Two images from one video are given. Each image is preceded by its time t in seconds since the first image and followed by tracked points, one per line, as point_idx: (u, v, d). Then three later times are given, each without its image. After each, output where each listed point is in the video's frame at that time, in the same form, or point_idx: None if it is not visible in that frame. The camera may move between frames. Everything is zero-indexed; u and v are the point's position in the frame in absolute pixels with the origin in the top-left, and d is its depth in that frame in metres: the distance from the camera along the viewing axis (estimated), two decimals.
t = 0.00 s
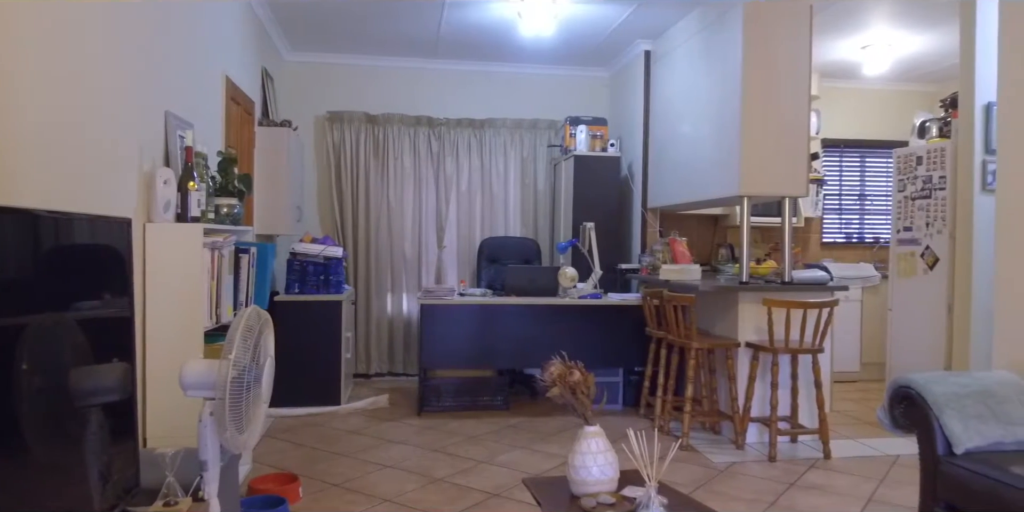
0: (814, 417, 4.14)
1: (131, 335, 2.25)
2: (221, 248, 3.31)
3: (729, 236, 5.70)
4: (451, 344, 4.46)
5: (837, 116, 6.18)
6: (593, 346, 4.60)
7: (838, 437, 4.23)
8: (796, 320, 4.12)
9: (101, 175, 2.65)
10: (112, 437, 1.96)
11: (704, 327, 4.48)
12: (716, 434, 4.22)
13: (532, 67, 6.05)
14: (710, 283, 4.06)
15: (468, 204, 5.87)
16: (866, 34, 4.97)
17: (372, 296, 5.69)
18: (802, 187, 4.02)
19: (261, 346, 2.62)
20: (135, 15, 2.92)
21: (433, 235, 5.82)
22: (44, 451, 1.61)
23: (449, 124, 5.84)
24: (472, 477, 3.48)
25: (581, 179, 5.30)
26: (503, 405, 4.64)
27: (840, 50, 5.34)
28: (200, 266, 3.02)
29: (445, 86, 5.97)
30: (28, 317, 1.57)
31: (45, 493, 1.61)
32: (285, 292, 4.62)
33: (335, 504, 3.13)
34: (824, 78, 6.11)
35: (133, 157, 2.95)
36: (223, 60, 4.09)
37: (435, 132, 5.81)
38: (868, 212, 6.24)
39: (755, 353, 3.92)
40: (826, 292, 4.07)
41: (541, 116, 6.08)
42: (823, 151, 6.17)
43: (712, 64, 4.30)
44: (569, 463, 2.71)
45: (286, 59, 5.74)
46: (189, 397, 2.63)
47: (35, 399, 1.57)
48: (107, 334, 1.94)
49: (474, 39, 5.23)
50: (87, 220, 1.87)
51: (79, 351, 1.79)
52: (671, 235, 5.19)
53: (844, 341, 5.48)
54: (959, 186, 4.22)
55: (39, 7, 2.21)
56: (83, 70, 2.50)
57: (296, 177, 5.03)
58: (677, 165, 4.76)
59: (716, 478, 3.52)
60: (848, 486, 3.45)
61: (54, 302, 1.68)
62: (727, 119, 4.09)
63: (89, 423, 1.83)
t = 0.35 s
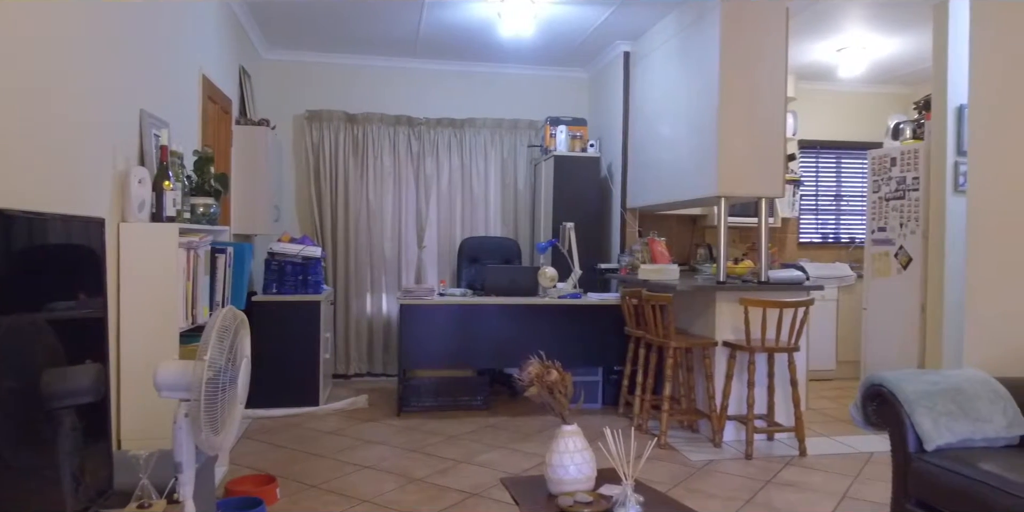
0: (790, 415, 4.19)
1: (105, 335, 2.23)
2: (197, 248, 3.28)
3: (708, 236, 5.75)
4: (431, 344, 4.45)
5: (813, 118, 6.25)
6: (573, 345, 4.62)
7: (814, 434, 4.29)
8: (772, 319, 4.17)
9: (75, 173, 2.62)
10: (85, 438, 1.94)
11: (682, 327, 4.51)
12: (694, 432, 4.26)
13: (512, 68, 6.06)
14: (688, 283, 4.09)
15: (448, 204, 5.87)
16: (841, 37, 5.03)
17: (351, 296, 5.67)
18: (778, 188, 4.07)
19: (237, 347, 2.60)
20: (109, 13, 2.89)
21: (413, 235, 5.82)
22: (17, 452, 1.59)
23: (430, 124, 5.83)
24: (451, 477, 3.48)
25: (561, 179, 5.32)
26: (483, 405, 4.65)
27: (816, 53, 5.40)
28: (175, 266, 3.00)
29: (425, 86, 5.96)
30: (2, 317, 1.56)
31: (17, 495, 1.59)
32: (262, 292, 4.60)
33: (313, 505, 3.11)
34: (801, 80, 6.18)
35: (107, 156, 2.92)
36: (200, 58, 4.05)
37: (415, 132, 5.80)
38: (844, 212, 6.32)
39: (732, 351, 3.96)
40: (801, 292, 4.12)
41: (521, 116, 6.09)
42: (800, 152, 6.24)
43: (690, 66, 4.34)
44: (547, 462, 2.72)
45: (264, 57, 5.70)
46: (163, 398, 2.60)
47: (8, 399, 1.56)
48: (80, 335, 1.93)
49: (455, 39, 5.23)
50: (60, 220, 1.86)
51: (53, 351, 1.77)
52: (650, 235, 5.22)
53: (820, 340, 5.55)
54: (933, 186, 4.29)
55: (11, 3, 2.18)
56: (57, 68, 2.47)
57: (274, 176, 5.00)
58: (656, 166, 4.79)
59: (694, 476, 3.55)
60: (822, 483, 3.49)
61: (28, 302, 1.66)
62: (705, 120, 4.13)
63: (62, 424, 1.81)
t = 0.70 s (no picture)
0: (766, 412, 4.23)
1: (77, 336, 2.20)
2: (172, 247, 3.24)
3: (686, 236, 5.79)
4: (410, 343, 4.44)
5: (790, 118, 6.32)
6: (552, 344, 4.64)
7: (790, 432, 4.34)
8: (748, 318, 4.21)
9: (47, 173, 2.58)
10: (57, 440, 1.92)
11: (660, 326, 4.54)
12: (671, 430, 4.29)
13: (492, 67, 6.07)
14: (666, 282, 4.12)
15: (428, 203, 5.86)
16: (817, 39, 5.09)
17: (330, 296, 5.64)
18: (755, 188, 4.11)
19: (212, 347, 2.58)
20: (82, 10, 2.85)
21: (392, 235, 5.80)
22: None
23: (409, 123, 5.82)
24: (429, 477, 3.47)
25: (540, 179, 5.34)
26: (463, 404, 4.65)
27: (792, 54, 5.46)
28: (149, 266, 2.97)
29: (405, 85, 5.95)
30: None
31: None
32: (239, 292, 4.56)
33: (290, 507, 3.09)
34: (778, 81, 6.24)
35: (80, 154, 2.88)
36: (176, 56, 4.01)
37: (394, 131, 5.79)
38: (820, 212, 6.40)
39: (709, 350, 3.99)
40: (777, 291, 4.16)
41: (500, 116, 6.09)
42: (777, 153, 6.31)
43: (668, 67, 4.36)
44: (524, 461, 2.73)
45: (242, 55, 5.65)
46: (137, 398, 2.57)
47: None
48: (53, 335, 1.90)
49: (435, 38, 5.22)
50: (33, 220, 1.84)
51: (25, 351, 1.75)
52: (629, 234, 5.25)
53: (796, 338, 5.61)
54: (906, 187, 4.35)
55: None
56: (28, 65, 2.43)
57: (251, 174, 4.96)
58: (635, 166, 4.82)
59: (671, 474, 3.57)
60: (797, 480, 3.53)
61: None
62: (683, 120, 4.16)
63: (34, 425, 1.79)
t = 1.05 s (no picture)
0: (740, 410, 4.29)
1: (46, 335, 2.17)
2: (143, 247, 3.20)
3: (663, 236, 5.85)
4: (387, 343, 4.43)
5: (765, 120, 6.40)
6: (529, 344, 4.65)
7: (763, 429, 4.39)
8: (722, 316, 4.26)
9: (16, 171, 2.55)
10: (25, 441, 1.89)
11: (636, 325, 4.58)
12: (647, 429, 4.33)
13: (469, 67, 6.08)
14: (642, 282, 4.16)
15: (405, 203, 5.85)
16: (790, 41, 5.16)
17: (306, 296, 5.61)
18: (729, 189, 4.16)
19: (184, 347, 2.55)
20: (51, 6, 2.81)
21: (369, 234, 5.78)
22: None
23: (386, 122, 5.80)
24: (405, 476, 3.47)
25: (518, 179, 5.35)
26: (440, 404, 4.65)
27: (767, 56, 5.53)
28: (120, 265, 2.93)
29: (382, 84, 5.93)
30: None
31: None
32: (213, 292, 4.53)
33: (264, 508, 3.07)
34: (753, 83, 6.32)
35: (49, 152, 2.84)
36: (148, 53, 3.97)
37: (371, 130, 5.77)
38: (794, 212, 6.50)
39: (684, 349, 4.03)
40: (750, 289, 4.22)
41: (478, 116, 6.10)
42: (752, 154, 6.38)
43: (644, 68, 4.40)
44: (499, 460, 2.73)
45: (216, 53, 5.60)
46: (108, 399, 2.54)
47: None
48: (21, 336, 1.87)
49: (412, 37, 5.21)
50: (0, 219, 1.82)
51: None
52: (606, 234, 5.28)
53: (770, 337, 5.69)
54: (876, 188, 4.43)
55: None
56: None
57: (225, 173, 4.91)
58: (611, 166, 4.86)
59: (647, 471, 3.60)
60: (770, 477, 3.58)
61: None
62: (659, 121, 4.19)
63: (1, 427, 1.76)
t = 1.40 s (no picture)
0: (715, 408, 4.33)
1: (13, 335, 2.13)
2: (114, 246, 3.15)
3: (639, 236, 5.89)
4: (363, 344, 4.41)
5: (740, 121, 6.47)
6: (506, 344, 4.66)
7: (737, 427, 4.44)
8: (697, 315, 4.30)
9: None
10: None
11: (613, 324, 4.62)
12: (623, 427, 4.36)
13: (447, 67, 6.07)
14: (618, 281, 4.18)
15: (382, 203, 5.83)
16: (764, 44, 5.22)
17: (281, 296, 5.57)
18: (703, 189, 4.20)
19: (156, 348, 2.52)
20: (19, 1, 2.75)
21: (345, 234, 5.75)
22: None
23: (363, 122, 5.78)
24: (382, 477, 3.46)
25: (495, 179, 5.36)
26: (417, 404, 4.64)
27: (741, 58, 5.59)
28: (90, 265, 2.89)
29: (359, 83, 5.91)
30: None
31: None
32: (186, 293, 4.48)
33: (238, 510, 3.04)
34: (728, 85, 6.39)
35: (16, 150, 2.79)
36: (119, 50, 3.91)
37: (347, 129, 5.74)
38: (768, 213, 6.58)
39: (660, 347, 4.06)
40: (725, 289, 4.27)
41: (455, 116, 6.09)
42: (727, 154, 6.45)
43: (620, 69, 4.43)
44: (475, 459, 2.73)
45: (189, 51, 5.54)
46: (77, 401, 2.50)
47: None
48: None
49: (389, 35, 5.19)
50: None
51: None
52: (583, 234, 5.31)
53: (744, 335, 5.75)
54: (848, 188, 4.50)
55: None
56: None
57: (197, 172, 4.86)
58: (588, 167, 4.88)
59: (623, 469, 3.63)
60: (744, 474, 3.62)
61: None
62: (634, 122, 4.22)
63: None
